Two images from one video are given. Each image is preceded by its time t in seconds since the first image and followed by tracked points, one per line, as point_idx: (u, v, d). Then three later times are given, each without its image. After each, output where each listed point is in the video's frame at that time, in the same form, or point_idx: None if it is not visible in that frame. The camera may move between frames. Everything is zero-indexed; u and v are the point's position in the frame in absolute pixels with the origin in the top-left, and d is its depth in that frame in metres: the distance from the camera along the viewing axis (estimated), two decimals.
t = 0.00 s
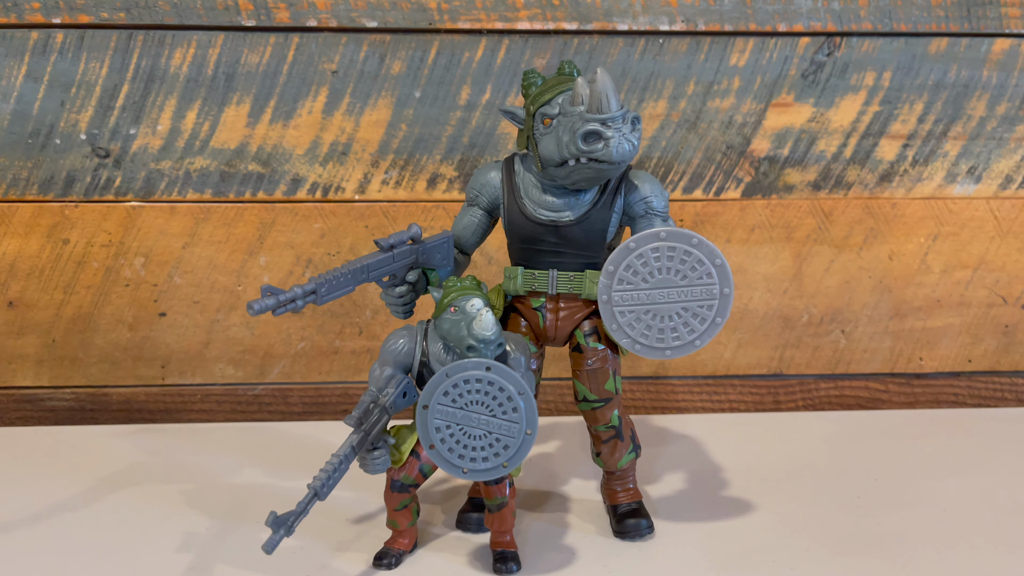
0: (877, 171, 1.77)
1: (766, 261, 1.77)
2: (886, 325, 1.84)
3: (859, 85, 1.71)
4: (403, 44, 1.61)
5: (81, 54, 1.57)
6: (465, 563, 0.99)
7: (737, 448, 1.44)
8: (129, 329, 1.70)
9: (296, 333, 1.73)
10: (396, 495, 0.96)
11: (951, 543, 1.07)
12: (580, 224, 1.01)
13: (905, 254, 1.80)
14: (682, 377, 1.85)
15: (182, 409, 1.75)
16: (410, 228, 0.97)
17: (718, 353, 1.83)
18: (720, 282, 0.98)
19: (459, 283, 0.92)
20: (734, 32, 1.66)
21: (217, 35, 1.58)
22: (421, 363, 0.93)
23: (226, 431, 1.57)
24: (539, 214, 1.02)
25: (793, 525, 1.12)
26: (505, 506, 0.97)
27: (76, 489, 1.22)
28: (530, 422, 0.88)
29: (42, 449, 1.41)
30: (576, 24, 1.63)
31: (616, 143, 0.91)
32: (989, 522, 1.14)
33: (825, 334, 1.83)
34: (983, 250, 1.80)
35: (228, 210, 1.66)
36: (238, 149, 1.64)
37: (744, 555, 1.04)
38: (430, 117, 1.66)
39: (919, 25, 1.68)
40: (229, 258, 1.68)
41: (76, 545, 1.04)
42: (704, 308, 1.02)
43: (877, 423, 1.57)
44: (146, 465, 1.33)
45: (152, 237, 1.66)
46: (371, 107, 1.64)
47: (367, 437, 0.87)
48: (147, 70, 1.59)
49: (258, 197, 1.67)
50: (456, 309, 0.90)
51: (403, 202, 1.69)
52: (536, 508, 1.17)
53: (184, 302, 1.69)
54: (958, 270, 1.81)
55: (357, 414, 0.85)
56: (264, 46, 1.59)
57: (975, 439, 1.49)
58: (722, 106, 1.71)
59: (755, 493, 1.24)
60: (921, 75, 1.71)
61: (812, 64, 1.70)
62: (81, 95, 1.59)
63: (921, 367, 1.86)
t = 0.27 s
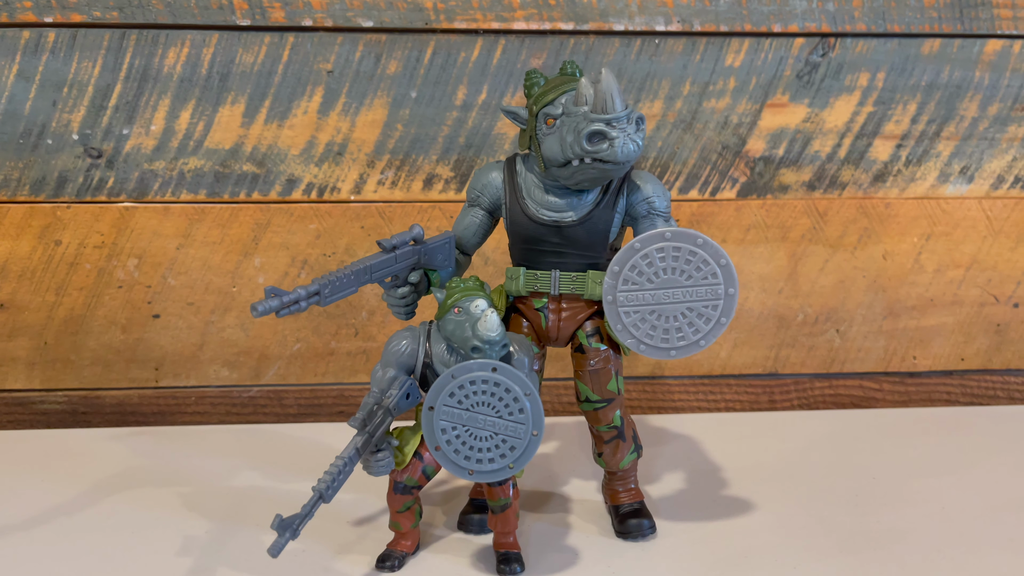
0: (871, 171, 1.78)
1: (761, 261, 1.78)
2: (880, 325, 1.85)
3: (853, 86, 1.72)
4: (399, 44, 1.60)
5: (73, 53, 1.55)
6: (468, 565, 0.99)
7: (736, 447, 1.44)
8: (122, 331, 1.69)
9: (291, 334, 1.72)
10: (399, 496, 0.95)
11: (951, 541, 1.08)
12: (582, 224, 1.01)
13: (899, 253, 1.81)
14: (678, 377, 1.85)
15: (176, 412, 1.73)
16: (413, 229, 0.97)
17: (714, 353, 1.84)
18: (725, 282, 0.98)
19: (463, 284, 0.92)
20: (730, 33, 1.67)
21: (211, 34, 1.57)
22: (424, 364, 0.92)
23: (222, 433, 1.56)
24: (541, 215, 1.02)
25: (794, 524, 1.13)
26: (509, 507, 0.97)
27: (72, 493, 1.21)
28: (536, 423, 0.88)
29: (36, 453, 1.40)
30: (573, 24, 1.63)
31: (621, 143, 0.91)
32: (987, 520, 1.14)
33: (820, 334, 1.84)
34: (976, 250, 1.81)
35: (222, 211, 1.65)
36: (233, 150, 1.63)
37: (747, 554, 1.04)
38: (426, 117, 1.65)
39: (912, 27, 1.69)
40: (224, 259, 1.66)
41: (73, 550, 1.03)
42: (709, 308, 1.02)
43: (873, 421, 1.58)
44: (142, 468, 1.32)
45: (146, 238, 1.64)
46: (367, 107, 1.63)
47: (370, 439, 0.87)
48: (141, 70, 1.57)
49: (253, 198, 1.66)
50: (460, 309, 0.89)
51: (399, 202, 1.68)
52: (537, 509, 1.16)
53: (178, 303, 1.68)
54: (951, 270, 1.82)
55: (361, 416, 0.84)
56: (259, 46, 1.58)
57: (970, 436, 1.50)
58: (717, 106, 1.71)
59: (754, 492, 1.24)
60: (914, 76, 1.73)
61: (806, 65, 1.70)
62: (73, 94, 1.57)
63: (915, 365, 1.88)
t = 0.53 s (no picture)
0: (865, 171, 1.79)
1: (757, 260, 1.79)
2: (874, 324, 1.86)
3: (846, 86, 1.73)
4: (394, 44, 1.60)
5: (64, 52, 1.53)
6: (471, 567, 0.98)
7: (734, 446, 1.44)
8: (115, 333, 1.67)
9: (286, 336, 1.71)
10: (402, 498, 0.95)
11: (951, 539, 1.09)
12: (584, 225, 1.01)
13: (892, 253, 1.82)
14: (674, 377, 1.86)
15: (169, 414, 1.72)
16: (415, 229, 0.96)
17: (709, 353, 1.84)
18: (730, 282, 0.98)
19: (466, 285, 0.92)
20: (725, 33, 1.67)
21: (205, 33, 1.55)
22: (427, 365, 0.92)
23: (217, 435, 1.54)
24: (543, 215, 1.02)
25: (794, 523, 1.13)
26: (512, 508, 0.97)
27: (67, 498, 1.19)
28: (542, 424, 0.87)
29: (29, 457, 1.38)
30: (568, 24, 1.63)
31: (626, 143, 0.91)
32: (985, 517, 1.15)
33: (815, 333, 1.85)
34: (968, 249, 1.83)
35: (216, 211, 1.63)
36: (227, 150, 1.62)
37: (749, 553, 1.05)
38: (422, 117, 1.64)
39: (905, 27, 1.70)
40: (218, 260, 1.65)
41: (71, 555, 1.02)
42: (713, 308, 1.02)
43: (868, 419, 1.59)
44: (137, 472, 1.31)
45: (139, 238, 1.63)
46: (363, 107, 1.63)
47: (374, 441, 0.86)
48: (134, 69, 1.56)
49: (248, 198, 1.65)
50: (463, 310, 0.89)
51: (395, 203, 1.68)
52: (538, 510, 1.16)
53: (172, 305, 1.66)
54: (944, 269, 1.84)
55: (365, 418, 0.84)
56: (253, 45, 1.57)
57: (965, 433, 1.51)
58: (712, 106, 1.72)
59: (754, 491, 1.24)
60: (907, 77, 1.74)
61: (801, 65, 1.71)
62: (64, 94, 1.55)
63: (908, 364, 1.89)
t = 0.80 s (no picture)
0: (859, 171, 1.80)
1: (752, 260, 1.80)
2: (868, 323, 1.87)
3: (841, 87, 1.74)
4: (390, 44, 1.59)
5: (56, 52, 1.51)
6: (475, 569, 0.98)
7: (732, 445, 1.45)
8: (108, 335, 1.65)
9: (281, 337, 1.70)
10: (405, 501, 0.94)
11: (951, 537, 1.09)
12: (587, 225, 1.01)
13: (886, 252, 1.84)
14: (670, 377, 1.86)
15: (164, 417, 1.71)
16: (417, 230, 0.96)
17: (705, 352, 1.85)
18: (735, 281, 0.98)
19: (470, 286, 0.92)
20: (720, 34, 1.68)
21: (199, 33, 1.54)
22: (430, 366, 0.91)
23: (213, 438, 1.53)
24: (546, 215, 1.02)
25: (794, 521, 1.14)
26: (516, 509, 0.96)
27: (63, 502, 1.18)
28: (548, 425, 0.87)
29: (22, 461, 1.36)
30: (565, 24, 1.62)
31: (631, 143, 0.91)
32: (983, 515, 1.16)
33: (810, 332, 1.86)
34: (960, 248, 1.84)
35: (211, 212, 1.62)
36: (222, 150, 1.61)
37: (751, 553, 1.05)
38: (418, 117, 1.64)
39: (899, 28, 1.71)
40: (213, 261, 1.64)
41: (69, 560, 1.01)
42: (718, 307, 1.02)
43: (864, 418, 1.59)
44: (134, 476, 1.30)
45: (133, 240, 1.61)
46: (358, 107, 1.62)
47: (379, 443, 0.86)
48: (127, 68, 1.54)
49: (242, 199, 1.64)
50: (468, 311, 0.89)
51: (391, 203, 1.67)
52: (539, 510, 1.16)
53: (166, 307, 1.65)
54: (937, 268, 1.85)
55: (370, 420, 0.83)
56: (248, 45, 1.56)
57: (960, 431, 1.52)
58: (708, 107, 1.72)
59: (753, 490, 1.25)
60: (900, 77, 1.75)
61: (795, 66, 1.72)
62: (56, 94, 1.54)
63: (901, 363, 1.90)
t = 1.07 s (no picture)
0: (853, 171, 1.81)
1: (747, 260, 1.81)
2: (862, 322, 1.89)
3: (835, 87, 1.75)
4: (386, 43, 1.58)
5: (48, 51, 1.50)
6: (478, 571, 0.98)
7: (731, 445, 1.45)
8: (101, 337, 1.64)
9: (276, 339, 1.69)
10: (408, 503, 0.94)
11: (949, 535, 1.10)
12: (590, 225, 1.02)
13: (879, 252, 1.85)
14: (666, 376, 1.86)
15: (157, 419, 1.69)
16: (420, 230, 0.96)
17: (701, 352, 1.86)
18: (740, 282, 0.99)
19: (473, 287, 0.92)
20: (716, 34, 1.68)
21: (193, 32, 1.52)
22: (434, 368, 0.91)
23: (209, 441, 1.52)
24: (548, 216, 1.03)
25: (795, 521, 1.14)
26: (519, 511, 0.96)
27: (59, 507, 1.17)
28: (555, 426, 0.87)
29: (15, 465, 1.35)
30: (561, 24, 1.62)
31: (636, 143, 0.92)
32: (980, 512, 1.17)
33: (804, 332, 1.87)
34: (953, 248, 1.86)
35: (205, 213, 1.61)
36: (216, 150, 1.59)
37: (753, 552, 1.05)
38: (414, 117, 1.63)
39: (892, 29, 1.72)
40: (207, 262, 1.63)
41: (66, 566, 1.00)
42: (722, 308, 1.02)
43: (860, 416, 1.60)
44: (129, 479, 1.29)
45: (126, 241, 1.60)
46: (354, 107, 1.61)
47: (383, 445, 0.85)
48: (119, 68, 1.52)
49: (237, 199, 1.62)
50: (472, 312, 0.89)
51: (387, 203, 1.66)
52: (540, 511, 1.16)
53: (160, 308, 1.64)
54: (930, 268, 1.87)
55: (375, 422, 0.83)
56: (242, 44, 1.54)
57: (954, 429, 1.53)
58: (704, 107, 1.73)
59: (752, 490, 1.25)
60: (894, 78, 1.75)
61: (790, 66, 1.72)
62: (48, 93, 1.52)
63: (895, 362, 1.92)
